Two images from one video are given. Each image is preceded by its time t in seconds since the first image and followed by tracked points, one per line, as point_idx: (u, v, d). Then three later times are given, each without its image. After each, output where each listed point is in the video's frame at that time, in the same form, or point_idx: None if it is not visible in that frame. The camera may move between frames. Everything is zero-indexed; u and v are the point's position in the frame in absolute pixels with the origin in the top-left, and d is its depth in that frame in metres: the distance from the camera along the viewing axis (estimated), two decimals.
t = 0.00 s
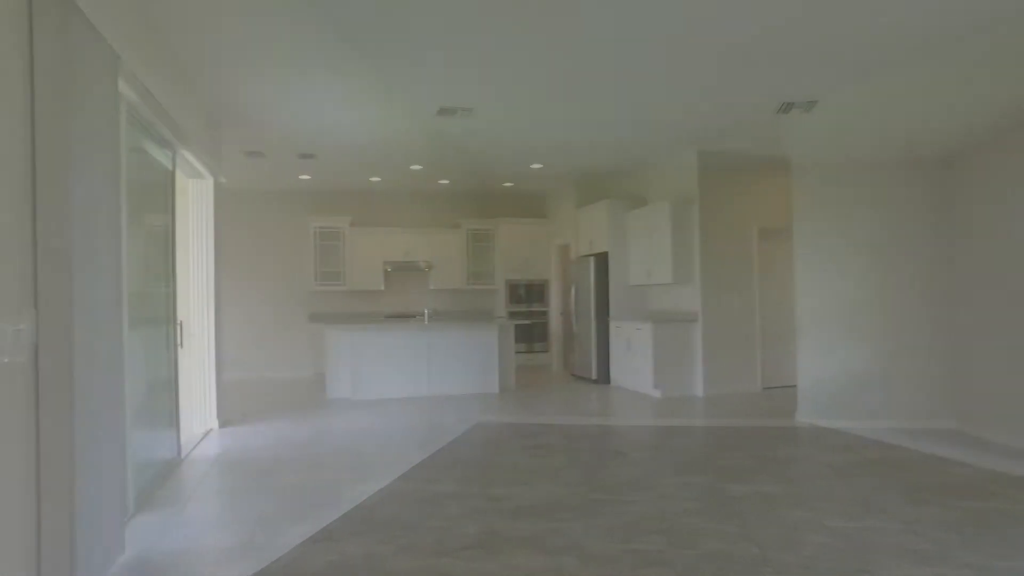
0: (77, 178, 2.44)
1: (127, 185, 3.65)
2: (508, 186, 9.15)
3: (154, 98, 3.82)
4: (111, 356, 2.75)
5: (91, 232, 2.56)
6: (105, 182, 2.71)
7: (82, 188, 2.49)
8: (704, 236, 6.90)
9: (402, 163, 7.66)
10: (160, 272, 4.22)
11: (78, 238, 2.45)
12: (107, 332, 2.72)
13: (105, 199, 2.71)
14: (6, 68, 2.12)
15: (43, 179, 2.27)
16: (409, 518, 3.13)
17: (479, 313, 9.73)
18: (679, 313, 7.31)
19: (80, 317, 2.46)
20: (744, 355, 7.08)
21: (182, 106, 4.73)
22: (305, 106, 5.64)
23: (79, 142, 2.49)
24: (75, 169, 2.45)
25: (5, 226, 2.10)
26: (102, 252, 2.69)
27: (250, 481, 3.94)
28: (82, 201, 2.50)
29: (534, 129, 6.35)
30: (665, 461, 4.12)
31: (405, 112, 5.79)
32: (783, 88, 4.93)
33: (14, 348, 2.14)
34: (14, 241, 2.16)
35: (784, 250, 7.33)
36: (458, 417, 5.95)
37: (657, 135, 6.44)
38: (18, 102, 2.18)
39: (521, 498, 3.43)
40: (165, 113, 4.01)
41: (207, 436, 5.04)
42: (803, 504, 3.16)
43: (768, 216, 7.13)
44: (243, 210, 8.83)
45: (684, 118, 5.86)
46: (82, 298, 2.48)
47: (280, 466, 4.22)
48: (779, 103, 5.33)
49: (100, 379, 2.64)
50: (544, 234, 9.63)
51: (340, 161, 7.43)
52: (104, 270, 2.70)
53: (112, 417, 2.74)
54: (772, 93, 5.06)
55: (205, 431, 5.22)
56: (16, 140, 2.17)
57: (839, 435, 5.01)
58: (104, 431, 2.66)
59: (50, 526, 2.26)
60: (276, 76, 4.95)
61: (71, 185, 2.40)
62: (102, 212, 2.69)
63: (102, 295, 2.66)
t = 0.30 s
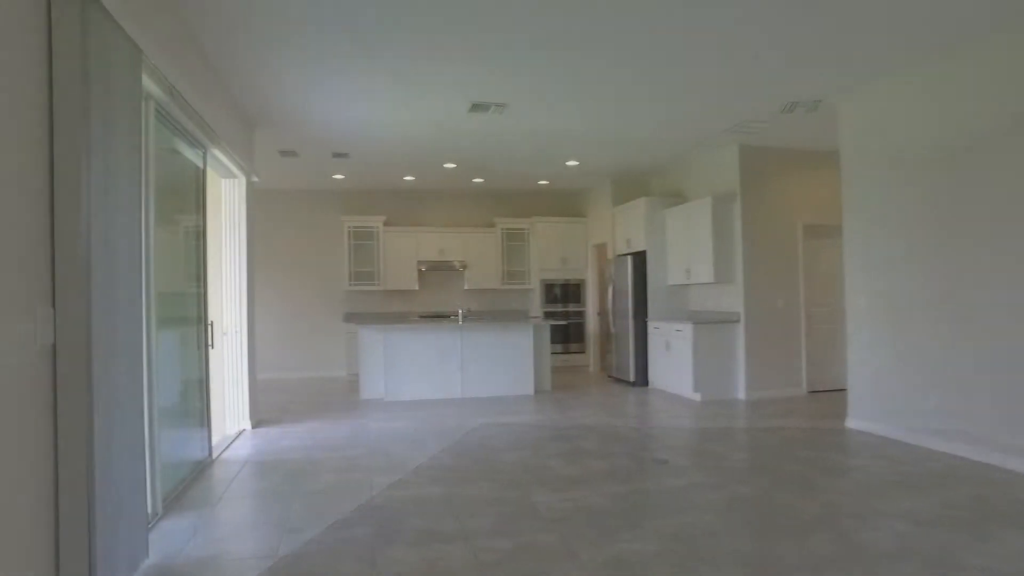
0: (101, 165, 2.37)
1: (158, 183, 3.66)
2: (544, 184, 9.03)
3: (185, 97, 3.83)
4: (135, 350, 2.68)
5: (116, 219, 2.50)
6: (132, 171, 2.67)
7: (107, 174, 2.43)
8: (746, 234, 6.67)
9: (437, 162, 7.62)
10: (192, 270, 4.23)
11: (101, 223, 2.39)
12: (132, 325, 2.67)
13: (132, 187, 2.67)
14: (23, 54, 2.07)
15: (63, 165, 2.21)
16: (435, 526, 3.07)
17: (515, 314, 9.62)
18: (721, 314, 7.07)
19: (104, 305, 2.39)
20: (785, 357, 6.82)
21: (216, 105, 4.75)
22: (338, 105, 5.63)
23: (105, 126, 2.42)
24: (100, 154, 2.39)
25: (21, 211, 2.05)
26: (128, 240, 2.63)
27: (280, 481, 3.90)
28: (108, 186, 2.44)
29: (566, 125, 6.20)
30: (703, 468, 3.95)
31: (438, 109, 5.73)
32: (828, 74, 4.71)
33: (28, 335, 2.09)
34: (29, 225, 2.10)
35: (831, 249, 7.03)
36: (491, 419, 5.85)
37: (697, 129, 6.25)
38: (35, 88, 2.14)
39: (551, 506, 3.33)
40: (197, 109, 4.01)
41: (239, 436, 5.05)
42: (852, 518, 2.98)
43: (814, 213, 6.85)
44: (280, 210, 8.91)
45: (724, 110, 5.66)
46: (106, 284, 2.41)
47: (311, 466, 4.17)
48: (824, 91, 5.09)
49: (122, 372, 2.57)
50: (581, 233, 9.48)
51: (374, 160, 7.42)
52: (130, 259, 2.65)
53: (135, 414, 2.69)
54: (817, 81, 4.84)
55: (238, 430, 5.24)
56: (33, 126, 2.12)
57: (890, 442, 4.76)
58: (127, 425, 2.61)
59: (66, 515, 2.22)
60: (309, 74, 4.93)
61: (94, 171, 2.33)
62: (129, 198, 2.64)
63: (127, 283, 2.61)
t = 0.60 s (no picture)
0: (129, 154, 2.28)
1: (197, 181, 3.61)
2: (592, 181, 8.81)
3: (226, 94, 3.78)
4: (172, 350, 2.60)
5: (148, 211, 2.42)
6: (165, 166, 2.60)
7: (137, 166, 2.36)
8: (807, 230, 6.31)
9: (483, 159, 7.50)
10: (233, 269, 4.20)
11: (131, 215, 2.30)
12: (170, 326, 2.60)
13: (165, 181, 2.60)
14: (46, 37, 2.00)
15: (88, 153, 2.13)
16: (476, 537, 2.92)
17: (562, 313, 9.43)
18: (779, 314, 6.73)
19: (133, 298, 2.28)
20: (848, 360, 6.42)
21: (259, 104, 4.72)
22: (383, 102, 5.55)
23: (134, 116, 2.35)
24: (129, 144, 2.31)
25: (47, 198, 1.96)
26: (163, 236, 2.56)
27: (321, 484, 3.81)
28: (138, 178, 2.36)
29: (615, 117, 5.98)
30: (760, 479, 3.70)
31: (483, 103, 5.58)
32: (901, 54, 4.36)
33: (57, 332, 2.01)
34: (53, 214, 2.01)
35: (900, 245, 6.60)
36: (538, 422, 5.68)
37: (754, 120, 5.93)
38: (59, 75, 2.06)
39: (598, 518, 3.14)
40: (238, 106, 3.96)
41: (283, 437, 5.02)
42: (933, 541, 2.69)
43: (881, 207, 6.44)
44: (328, 209, 8.93)
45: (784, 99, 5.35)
46: (139, 280, 2.33)
47: (352, 469, 4.09)
48: (894, 74, 4.74)
49: (162, 373, 2.51)
50: (631, 231, 9.22)
51: (420, 158, 7.35)
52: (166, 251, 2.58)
53: (173, 416, 2.61)
54: (888, 63, 4.49)
55: (283, 431, 5.21)
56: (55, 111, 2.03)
57: (969, 454, 4.38)
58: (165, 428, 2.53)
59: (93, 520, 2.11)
60: (351, 70, 4.85)
61: (122, 160, 2.26)
62: (162, 193, 2.57)
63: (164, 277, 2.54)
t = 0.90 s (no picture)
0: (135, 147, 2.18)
1: (215, 178, 3.53)
2: (623, 177, 8.60)
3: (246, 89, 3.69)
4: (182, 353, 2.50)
5: (157, 207, 2.32)
6: (177, 161, 2.50)
7: (144, 160, 2.26)
8: (847, 226, 6.04)
9: (511, 156, 7.36)
10: (254, 268, 4.12)
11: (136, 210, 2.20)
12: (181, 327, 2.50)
13: (177, 178, 2.51)
14: (49, 21, 1.89)
15: (93, 145, 2.03)
16: (500, 549, 2.77)
17: (591, 313, 9.24)
18: (818, 315, 6.45)
19: (138, 299, 2.17)
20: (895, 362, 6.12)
21: (283, 101, 4.65)
22: (408, 99, 5.44)
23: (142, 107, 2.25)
24: (135, 137, 2.21)
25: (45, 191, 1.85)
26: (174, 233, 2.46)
27: (339, 489, 3.71)
28: (145, 175, 2.27)
29: (647, 112, 5.78)
30: (802, 489, 3.48)
31: (511, 98, 5.42)
32: (954, 38, 4.09)
33: (57, 331, 1.90)
34: (55, 209, 1.91)
35: (948, 243, 6.28)
36: (566, 426, 5.52)
37: (792, 111, 5.68)
38: (63, 62, 1.96)
39: (629, 529, 2.98)
40: (260, 102, 3.88)
41: (305, 439, 4.94)
42: (997, 563, 2.46)
43: (928, 202, 6.13)
44: (355, 208, 8.88)
45: (825, 89, 5.10)
46: (144, 279, 2.23)
47: (373, 473, 3.98)
48: (945, 61, 4.47)
49: (171, 377, 2.41)
50: (662, 229, 8.99)
51: (447, 155, 7.24)
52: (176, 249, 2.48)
53: (183, 419, 2.51)
54: (939, 47, 4.23)
55: (306, 432, 5.14)
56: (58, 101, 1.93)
57: None
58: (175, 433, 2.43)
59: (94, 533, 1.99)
60: (374, 66, 4.74)
61: (127, 156, 2.15)
62: (173, 189, 2.47)
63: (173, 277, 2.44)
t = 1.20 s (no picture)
0: (122, 141, 2.04)
1: (213, 174, 3.39)
2: (635, 175, 8.42)
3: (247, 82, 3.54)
4: (171, 359, 2.34)
5: (145, 204, 2.18)
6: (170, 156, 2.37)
7: (130, 154, 2.09)
8: (869, 225, 5.84)
9: (521, 153, 7.19)
10: (255, 268, 3.97)
11: (121, 207, 2.03)
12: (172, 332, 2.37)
13: (167, 173, 2.35)
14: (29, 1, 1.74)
15: (73, 139, 1.86)
16: (508, 566, 2.61)
17: (602, 314, 9.07)
18: (837, 316, 6.26)
19: (121, 301, 2.02)
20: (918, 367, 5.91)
21: (286, 95, 4.51)
22: (415, 95, 5.30)
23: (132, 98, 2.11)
24: (121, 129, 2.04)
25: (21, 185, 1.71)
26: (166, 233, 2.33)
27: (339, 499, 3.57)
28: (132, 169, 2.10)
29: (661, 106, 5.60)
30: (827, 501, 3.30)
31: (520, 92, 5.25)
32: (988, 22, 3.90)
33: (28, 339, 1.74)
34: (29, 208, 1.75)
35: (974, 241, 6.06)
36: (576, 430, 5.35)
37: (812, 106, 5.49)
38: (39, 47, 1.79)
39: (646, 544, 2.81)
40: (261, 96, 3.74)
41: (308, 444, 4.81)
42: None
43: (952, 198, 5.92)
44: (362, 207, 8.75)
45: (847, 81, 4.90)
46: (128, 281, 2.07)
47: (376, 481, 3.84)
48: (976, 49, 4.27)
49: (161, 385, 2.27)
50: (675, 228, 8.80)
51: (455, 152, 7.08)
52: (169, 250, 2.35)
53: (171, 430, 2.35)
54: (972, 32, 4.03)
55: (309, 437, 5.01)
56: (37, 89, 1.78)
57: None
58: (163, 445, 2.29)
59: (66, 556, 1.84)
60: (378, 61, 4.58)
61: (112, 149, 1.99)
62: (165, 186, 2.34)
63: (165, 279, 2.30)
